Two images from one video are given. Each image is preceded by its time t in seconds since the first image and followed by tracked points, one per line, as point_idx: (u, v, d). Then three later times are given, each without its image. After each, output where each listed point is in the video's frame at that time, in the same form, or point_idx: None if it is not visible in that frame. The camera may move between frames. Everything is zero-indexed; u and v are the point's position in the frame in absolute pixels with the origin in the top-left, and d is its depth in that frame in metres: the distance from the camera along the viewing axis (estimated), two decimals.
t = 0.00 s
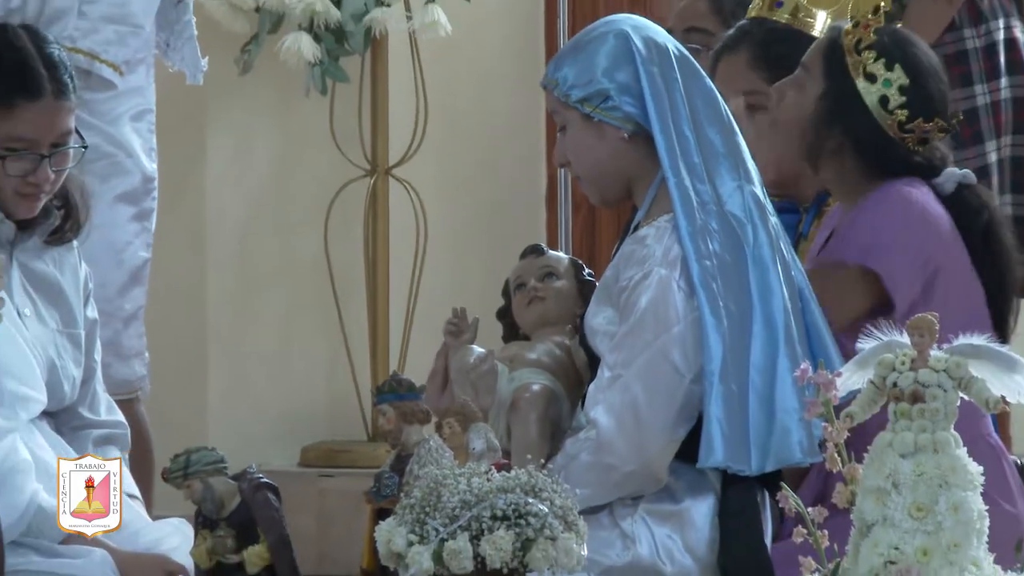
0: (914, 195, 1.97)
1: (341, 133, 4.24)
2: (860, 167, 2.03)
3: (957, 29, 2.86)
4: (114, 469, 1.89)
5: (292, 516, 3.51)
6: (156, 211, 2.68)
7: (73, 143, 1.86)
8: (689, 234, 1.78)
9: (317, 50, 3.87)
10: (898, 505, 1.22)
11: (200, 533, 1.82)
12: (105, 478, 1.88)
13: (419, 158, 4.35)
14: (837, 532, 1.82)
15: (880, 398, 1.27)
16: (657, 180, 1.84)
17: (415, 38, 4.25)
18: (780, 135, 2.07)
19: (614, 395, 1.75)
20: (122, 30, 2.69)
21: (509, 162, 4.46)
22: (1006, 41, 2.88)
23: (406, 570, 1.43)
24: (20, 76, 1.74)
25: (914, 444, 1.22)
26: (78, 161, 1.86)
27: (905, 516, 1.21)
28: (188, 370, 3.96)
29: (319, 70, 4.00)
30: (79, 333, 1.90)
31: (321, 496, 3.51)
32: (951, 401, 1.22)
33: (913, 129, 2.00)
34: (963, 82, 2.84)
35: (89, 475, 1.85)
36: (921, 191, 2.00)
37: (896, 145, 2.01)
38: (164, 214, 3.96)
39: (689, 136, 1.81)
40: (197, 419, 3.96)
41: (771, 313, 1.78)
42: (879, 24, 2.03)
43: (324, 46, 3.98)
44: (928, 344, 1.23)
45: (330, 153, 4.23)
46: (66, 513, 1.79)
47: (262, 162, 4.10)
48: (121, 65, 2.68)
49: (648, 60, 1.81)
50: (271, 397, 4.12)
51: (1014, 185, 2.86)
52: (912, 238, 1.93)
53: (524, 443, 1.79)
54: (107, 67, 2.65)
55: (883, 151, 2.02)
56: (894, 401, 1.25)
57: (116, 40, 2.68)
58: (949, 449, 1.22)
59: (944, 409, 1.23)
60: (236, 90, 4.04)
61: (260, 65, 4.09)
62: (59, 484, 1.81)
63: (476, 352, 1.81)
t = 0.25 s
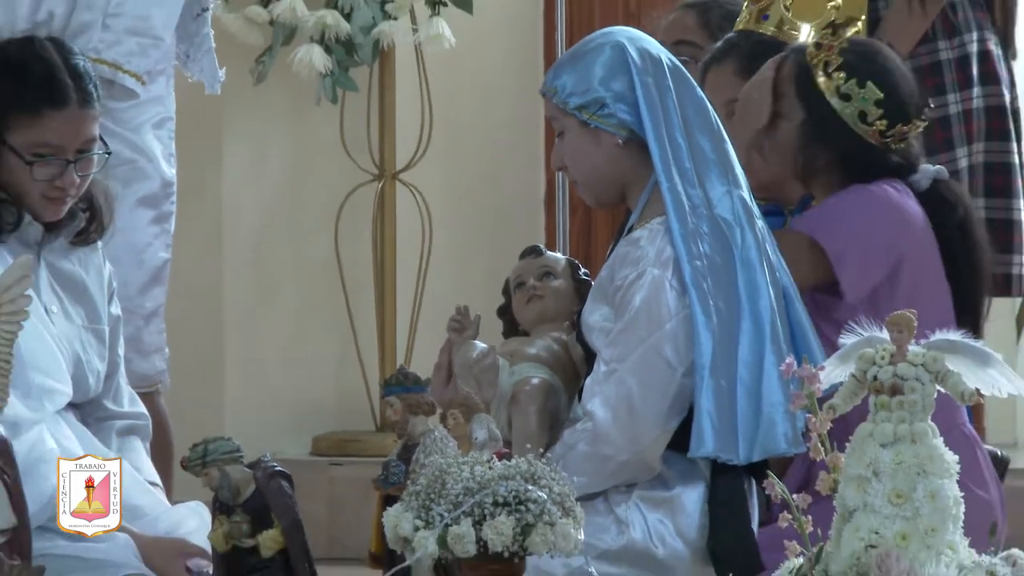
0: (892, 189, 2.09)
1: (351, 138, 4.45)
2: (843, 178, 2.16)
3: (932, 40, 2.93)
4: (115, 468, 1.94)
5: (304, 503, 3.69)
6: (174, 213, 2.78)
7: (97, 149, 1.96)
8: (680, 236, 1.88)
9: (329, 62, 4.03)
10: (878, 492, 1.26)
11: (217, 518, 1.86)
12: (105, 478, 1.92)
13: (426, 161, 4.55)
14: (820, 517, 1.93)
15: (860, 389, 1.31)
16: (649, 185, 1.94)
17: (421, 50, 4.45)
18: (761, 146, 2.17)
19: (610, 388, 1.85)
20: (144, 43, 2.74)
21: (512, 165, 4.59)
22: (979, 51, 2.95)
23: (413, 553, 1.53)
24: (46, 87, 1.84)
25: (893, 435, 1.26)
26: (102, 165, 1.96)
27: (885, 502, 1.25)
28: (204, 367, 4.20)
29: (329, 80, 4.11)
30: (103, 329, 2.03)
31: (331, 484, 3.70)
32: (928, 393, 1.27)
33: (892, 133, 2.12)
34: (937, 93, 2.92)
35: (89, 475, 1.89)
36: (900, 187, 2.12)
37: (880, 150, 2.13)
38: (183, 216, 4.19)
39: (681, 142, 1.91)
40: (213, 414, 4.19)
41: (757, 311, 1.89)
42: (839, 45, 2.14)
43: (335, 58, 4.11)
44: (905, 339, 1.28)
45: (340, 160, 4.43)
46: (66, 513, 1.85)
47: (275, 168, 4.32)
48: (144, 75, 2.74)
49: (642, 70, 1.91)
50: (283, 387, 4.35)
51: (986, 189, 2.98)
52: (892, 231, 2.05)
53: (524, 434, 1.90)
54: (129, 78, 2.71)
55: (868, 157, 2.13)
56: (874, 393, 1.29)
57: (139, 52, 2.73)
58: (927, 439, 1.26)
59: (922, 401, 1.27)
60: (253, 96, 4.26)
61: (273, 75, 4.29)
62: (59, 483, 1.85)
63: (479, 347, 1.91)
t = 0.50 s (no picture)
0: (888, 186, 2.13)
1: (352, 141, 4.61)
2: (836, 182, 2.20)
3: (922, 43, 2.98)
4: (115, 469, 1.94)
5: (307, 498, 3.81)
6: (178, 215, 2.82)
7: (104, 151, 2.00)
8: (678, 238, 1.91)
9: (331, 65, 4.18)
10: (871, 488, 1.28)
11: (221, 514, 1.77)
12: (106, 478, 1.93)
13: (428, 162, 4.66)
14: (815, 513, 1.96)
15: (854, 388, 1.33)
16: (647, 186, 1.98)
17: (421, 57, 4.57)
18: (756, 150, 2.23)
19: (609, 387, 1.88)
20: (150, 47, 2.80)
21: (510, 170, 4.69)
22: (969, 55, 2.97)
23: (413, 548, 1.56)
24: (54, 90, 1.88)
25: (887, 432, 1.28)
26: (109, 167, 1.99)
27: (878, 498, 1.27)
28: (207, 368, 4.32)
29: (332, 83, 4.28)
30: (109, 328, 2.06)
31: (335, 480, 3.82)
32: (921, 391, 1.29)
33: (892, 134, 2.16)
34: (927, 94, 2.98)
35: (89, 476, 1.89)
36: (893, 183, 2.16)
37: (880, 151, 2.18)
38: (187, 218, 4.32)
39: (678, 145, 1.94)
40: (216, 414, 4.32)
41: (754, 311, 1.92)
42: (830, 52, 2.17)
43: (337, 61, 4.26)
44: (899, 338, 1.30)
45: (341, 162, 4.60)
46: (65, 513, 1.86)
47: (280, 169, 4.49)
48: (149, 80, 2.79)
49: (640, 74, 1.94)
50: (283, 388, 4.49)
51: (980, 191, 2.98)
52: (884, 226, 2.09)
53: (524, 431, 1.92)
54: (134, 81, 2.76)
55: (863, 158, 2.19)
56: (868, 392, 1.31)
57: (145, 57, 2.78)
58: (920, 437, 1.28)
59: (915, 399, 1.29)
60: (257, 99, 4.43)
61: (278, 79, 4.47)
62: (59, 484, 1.87)
63: (480, 345, 1.92)
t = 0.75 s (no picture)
0: (872, 187, 2.23)
1: (360, 147, 4.70)
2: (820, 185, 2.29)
3: (903, 54, 3.07)
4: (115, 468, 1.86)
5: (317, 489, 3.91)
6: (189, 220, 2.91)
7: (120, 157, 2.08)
8: (670, 239, 2.00)
9: (338, 75, 4.29)
10: (854, 479, 1.38)
11: (233, 503, 1.80)
12: (105, 478, 1.85)
13: (430, 169, 4.79)
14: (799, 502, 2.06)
15: (837, 383, 1.43)
16: (641, 190, 2.07)
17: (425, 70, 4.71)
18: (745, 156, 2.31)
19: (604, 382, 1.97)
20: (161, 58, 2.85)
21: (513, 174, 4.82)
22: (948, 64, 3.07)
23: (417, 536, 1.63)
24: (74, 99, 1.97)
25: (868, 425, 1.38)
26: (125, 174, 2.08)
27: (859, 488, 1.37)
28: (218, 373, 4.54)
29: (339, 92, 4.38)
30: (126, 325, 2.17)
31: (343, 471, 3.92)
32: (901, 385, 1.39)
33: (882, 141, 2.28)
34: (907, 102, 3.06)
35: (88, 475, 1.82)
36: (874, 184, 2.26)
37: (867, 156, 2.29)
38: (200, 223, 4.53)
39: (671, 150, 2.03)
40: (228, 409, 4.54)
41: (742, 309, 2.01)
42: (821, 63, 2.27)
43: (344, 71, 4.36)
44: (881, 334, 1.40)
45: (349, 171, 4.69)
46: (66, 513, 1.79)
47: (290, 173, 4.63)
48: (160, 89, 2.84)
49: (635, 83, 2.04)
50: (290, 384, 4.65)
51: (956, 195, 3.10)
52: (864, 222, 2.19)
53: (523, 423, 2.02)
54: (146, 91, 2.80)
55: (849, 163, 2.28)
56: (850, 386, 1.41)
57: (158, 67, 2.84)
58: (900, 429, 1.38)
59: (895, 393, 1.39)
60: (268, 109, 4.58)
61: (287, 88, 4.60)
62: (58, 484, 1.81)
63: (481, 341, 2.03)
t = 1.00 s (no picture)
0: (849, 191, 2.34)
1: (368, 151, 4.85)
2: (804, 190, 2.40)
3: (878, 66, 3.11)
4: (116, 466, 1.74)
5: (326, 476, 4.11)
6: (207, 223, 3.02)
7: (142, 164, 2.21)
8: (660, 241, 2.13)
9: (347, 86, 4.44)
10: (834, 467, 1.73)
11: (246, 492, 1.76)
12: (106, 477, 1.74)
13: (434, 174, 4.91)
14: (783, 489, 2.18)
15: (817, 376, 1.75)
16: (633, 195, 2.19)
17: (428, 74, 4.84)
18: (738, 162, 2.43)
19: (598, 376, 2.09)
20: (180, 71, 2.93)
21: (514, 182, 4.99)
22: (922, 77, 3.10)
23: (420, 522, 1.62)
24: (100, 110, 2.10)
25: (847, 417, 1.73)
26: (147, 181, 2.20)
27: (840, 477, 1.72)
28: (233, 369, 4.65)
29: (348, 102, 4.54)
30: (147, 323, 2.30)
31: (351, 460, 4.12)
32: (877, 380, 1.72)
33: (859, 155, 2.40)
34: (883, 112, 3.09)
35: (88, 475, 1.70)
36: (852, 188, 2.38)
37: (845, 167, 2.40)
38: (215, 222, 4.65)
39: (660, 158, 2.16)
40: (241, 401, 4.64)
41: (729, 306, 2.13)
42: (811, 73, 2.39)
43: (353, 83, 4.50)
44: (859, 335, 1.72)
45: (356, 173, 4.84)
46: (65, 513, 1.65)
47: (300, 175, 4.77)
48: (178, 100, 2.95)
49: (625, 95, 2.16)
50: (302, 381, 4.77)
51: (930, 200, 3.08)
52: (842, 224, 2.31)
53: (523, 415, 2.14)
54: (165, 101, 2.91)
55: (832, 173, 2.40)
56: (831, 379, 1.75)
57: (177, 78, 2.93)
58: (877, 420, 1.72)
59: (872, 387, 1.72)
60: (280, 117, 4.70)
61: (300, 96, 4.73)
62: (58, 485, 1.65)
63: (484, 337, 2.11)
